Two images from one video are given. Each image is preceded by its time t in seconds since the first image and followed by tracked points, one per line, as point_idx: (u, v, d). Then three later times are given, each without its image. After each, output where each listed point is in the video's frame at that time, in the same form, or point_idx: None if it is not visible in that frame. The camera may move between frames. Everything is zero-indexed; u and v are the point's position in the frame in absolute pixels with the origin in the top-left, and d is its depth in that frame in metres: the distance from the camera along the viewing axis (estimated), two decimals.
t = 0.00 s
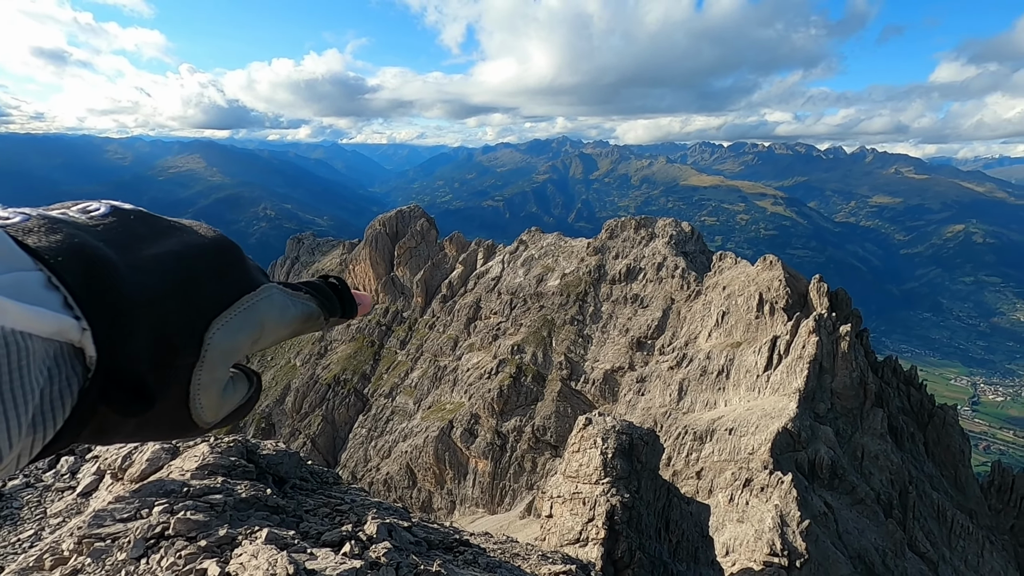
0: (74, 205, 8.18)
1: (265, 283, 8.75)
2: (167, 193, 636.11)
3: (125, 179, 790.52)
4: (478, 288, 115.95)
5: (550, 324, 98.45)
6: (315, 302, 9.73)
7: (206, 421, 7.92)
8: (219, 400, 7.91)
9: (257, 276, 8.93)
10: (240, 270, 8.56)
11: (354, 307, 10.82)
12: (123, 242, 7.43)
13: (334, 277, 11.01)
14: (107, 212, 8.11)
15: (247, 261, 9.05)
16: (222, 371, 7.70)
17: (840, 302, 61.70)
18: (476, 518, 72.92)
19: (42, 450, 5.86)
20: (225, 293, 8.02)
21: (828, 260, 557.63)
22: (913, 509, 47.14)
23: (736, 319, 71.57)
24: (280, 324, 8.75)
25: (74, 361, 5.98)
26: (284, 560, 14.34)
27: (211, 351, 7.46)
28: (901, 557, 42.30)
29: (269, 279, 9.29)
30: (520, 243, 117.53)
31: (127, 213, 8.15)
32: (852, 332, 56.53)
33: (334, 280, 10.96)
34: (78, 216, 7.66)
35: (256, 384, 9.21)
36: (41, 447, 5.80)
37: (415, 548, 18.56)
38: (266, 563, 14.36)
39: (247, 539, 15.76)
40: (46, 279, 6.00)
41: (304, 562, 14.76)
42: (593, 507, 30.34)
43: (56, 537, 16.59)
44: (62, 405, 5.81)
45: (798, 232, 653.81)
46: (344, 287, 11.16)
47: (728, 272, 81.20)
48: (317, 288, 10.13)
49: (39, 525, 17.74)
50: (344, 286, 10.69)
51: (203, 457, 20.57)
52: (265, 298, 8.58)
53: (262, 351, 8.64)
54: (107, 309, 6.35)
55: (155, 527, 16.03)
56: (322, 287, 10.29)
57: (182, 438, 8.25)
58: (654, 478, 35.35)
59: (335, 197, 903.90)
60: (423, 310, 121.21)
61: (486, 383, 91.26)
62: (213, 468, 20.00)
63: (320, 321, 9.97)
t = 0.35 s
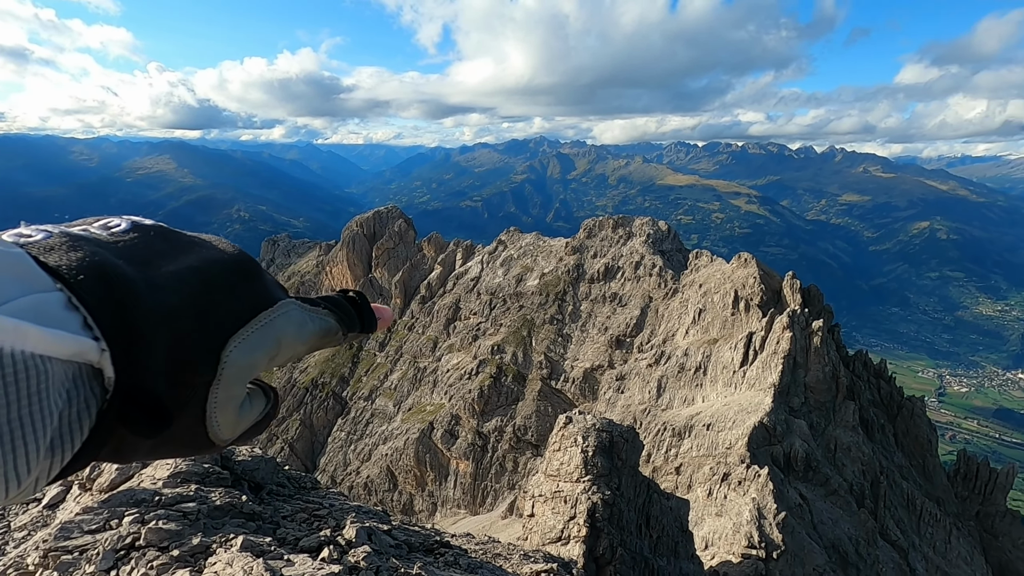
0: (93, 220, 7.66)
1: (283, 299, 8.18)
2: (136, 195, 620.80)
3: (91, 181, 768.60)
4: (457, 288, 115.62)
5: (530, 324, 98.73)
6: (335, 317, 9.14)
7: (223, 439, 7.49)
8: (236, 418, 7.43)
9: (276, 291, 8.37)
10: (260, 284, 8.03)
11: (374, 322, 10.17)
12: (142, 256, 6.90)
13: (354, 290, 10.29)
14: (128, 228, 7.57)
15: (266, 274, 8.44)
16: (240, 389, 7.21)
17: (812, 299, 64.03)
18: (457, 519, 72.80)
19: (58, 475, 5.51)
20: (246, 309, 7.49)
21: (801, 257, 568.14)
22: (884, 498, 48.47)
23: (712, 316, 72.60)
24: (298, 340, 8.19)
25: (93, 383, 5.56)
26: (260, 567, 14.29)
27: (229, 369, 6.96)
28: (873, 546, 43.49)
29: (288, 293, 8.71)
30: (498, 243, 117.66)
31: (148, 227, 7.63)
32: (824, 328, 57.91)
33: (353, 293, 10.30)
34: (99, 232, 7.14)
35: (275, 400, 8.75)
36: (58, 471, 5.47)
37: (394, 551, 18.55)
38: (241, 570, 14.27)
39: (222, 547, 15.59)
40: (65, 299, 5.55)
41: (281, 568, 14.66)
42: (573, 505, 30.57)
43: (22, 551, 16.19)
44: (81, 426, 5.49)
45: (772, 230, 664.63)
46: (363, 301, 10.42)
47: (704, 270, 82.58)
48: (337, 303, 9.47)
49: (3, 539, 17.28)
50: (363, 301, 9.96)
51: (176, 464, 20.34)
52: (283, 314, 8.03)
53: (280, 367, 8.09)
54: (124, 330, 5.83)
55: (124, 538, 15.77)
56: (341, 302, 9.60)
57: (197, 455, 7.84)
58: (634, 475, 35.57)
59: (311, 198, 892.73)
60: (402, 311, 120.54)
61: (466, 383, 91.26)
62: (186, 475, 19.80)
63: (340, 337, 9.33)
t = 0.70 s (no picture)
0: (107, 219, 7.68)
1: (301, 299, 8.31)
2: (105, 194, 605.47)
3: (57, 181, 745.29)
4: (438, 288, 115.23)
5: (510, 322, 98.80)
6: (351, 316, 9.32)
7: (239, 441, 7.60)
8: (252, 419, 7.53)
9: (293, 290, 8.51)
10: (275, 283, 8.09)
11: (392, 319, 10.50)
12: (157, 257, 6.95)
13: (373, 290, 10.61)
14: (143, 228, 7.60)
15: (282, 274, 8.57)
16: (255, 391, 7.28)
17: (788, 294, 65.49)
18: (440, 519, 72.49)
19: (73, 478, 5.52)
20: (262, 310, 7.57)
21: (776, 253, 577.39)
22: (857, 488, 49.64)
23: (690, 313, 73.49)
24: (314, 340, 8.35)
25: (107, 385, 5.59)
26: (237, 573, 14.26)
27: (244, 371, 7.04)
28: (848, 534, 44.53)
29: (304, 293, 8.85)
30: (478, 242, 117.56)
31: (164, 227, 7.66)
32: (799, 323, 59.18)
33: (372, 292, 10.63)
34: (116, 233, 7.17)
35: (291, 401, 8.86)
36: (74, 473, 5.47)
37: (376, 553, 18.56)
38: None
39: (197, 554, 15.49)
40: (80, 300, 5.56)
41: (259, 573, 14.63)
42: (556, 502, 30.72)
43: None
44: (94, 429, 5.50)
45: (748, 227, 673.77)
46: (384, 299, 10.77)
47: (682, 267, 83.75)
48: (353, 301, 9.71)
49: None
50: (381, 301, 10.28)
51: (149, 471, 20.17)
52: (299, 313, 8.14)
53: (296, 367, 8.21)
54: (142, 333, 5.91)
55: (96, 547, 15.53)
56: (358, 301, 9.87)
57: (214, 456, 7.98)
58: (615, 471, 35.91)
59: (288, 198, 879.94)
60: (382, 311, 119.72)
61: (447, 383, 91.17)
62: (159, 482, 19.69)
63: (357, 336, 9.57)
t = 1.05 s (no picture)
0: (128, 224, 7.90)
1: (316, 303, 8.41)
2: (70, 197, 588.98)
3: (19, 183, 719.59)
4: (416, 291, 114.66)
5: (489, 325, 98.72)
6: (367, 320, 9.42)
7: (257, 444, 7.66)
8: (269, 422, 7.57)
9: (308, 294, 8.61)
10: (292, 288, 8.22)
11: (407, 324, 10.59)
12: (176, 261, 7.11)
13: (387, 294, 10.69)
14: (161, 231, 7.77)
15: (297, 277, 8.68)
16: (273, 393, 7.35)
17: (761, 294, 67.08)
18: (420, 524, 71.86)
19: (98, 480, 5.73)
20: (278, 312, 7.67)
21: (750, 254, 587.25)
22: (829, 484, 50.74)
23: (667, 314, 74.37)
24: (330, 344, 8.45)
25: (130, 389, 5.81)
26: None
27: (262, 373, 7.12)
28: (821, 529, 45.50)
29: (319, 297, 8.96)
30: (457, 244, 117.36)
31: (182, 231, 7.84)
32: (773, 323, 60.42)
33: (387, 295, 10.78)
34: (135, 236, 7.36)
35: (307, 405, 8.89)
36: (99, 475, 5.70)
37: (354, 560, 18.41)
38: None
39: (169, 567, 15.29)
40: (103, 305, 5.80)
41: None
42: (536, 505, 30.87)
43: None
44: (117, 434, 5.71)
45: (723, 229, 682.88)
46: (399, 303, 10.92)
47: (659, 269, 84.94)
48: (369, 305, 9.83)
49: None
50: (398, 305, 10.38)
51: (117, 483, 19.89)
52: (315, 317, 8.25)
53: (311, 371, 8.28)
54: (163, 337, 6.12)
55: (63, 561, 15.13)
56: (375, 304, 9.98)
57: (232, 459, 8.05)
58: (595, 471, 35.89)
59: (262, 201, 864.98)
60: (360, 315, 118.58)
61: (426, 387, 90.46)
62: (128, 494, 19.42)
63: (373, 340, 9.69)
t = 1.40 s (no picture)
0: (142, 221, 7.89)
1: (329, 300, 8.34)
2: (29, 197, 568.38)
3: None
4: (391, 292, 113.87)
5: (466, 326, 98.45)
6: (380, 319, 9.39)
7: (270, 442, 7.60)
8: (283, 420, 7.51)
9: (321, 291, 8.57)
10: (306, 285, 8.16)
11: (419, 324, 10.49)
12: (190, 259, 7.12)
13: (399, 293, 10.64)
14: (175, 228, 7.80)
15: (311, 275, 8.63)
16: (285, 391, 7.28)
17: (733, 292, 68.61)
18: (398, 527, 71.26)
19: (112, 476, 5.77)
20: (292, 308, 7.62)
21: (722, 253, 597.48)
22: (800, 477, 51.99)
23: (642, 312, 75.31)
24: (344, 342, 8.36)
25: (144, 386, 5.83)
26: None
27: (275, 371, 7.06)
28: (792, 521, 46.59)
29: (333, 295, 8.91)
30: (432, 245, 117.09)
31: (195, 228, 7.86)
32: (745, 320, 61.73)
33: (400, 295, 10.71)
34: (149, 234, 7.41)
35: (319, 404, 8.78)
36: (112, 472, 5.72)
37: (329, 565, 18.26)
38: None
39: None
40: (118, 301, 5.82)
41: None
42: (514, 504, 31.00)
43: None
44: (132, 430, 5.74)
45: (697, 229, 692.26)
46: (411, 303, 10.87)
47: (634, 268, 86.05)
48: (383, 305, 9.78)
49: None
50: (411, 306, 10.31)
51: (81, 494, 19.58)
52: (329, 315, 8.18)
53: (325, 369, 8.22)
54: (177, 334, 6.11)
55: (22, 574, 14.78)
56: (388, 304, 9.93)
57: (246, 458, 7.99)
58: (573, 470, 36.00)
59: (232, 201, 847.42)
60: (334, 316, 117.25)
61: (403, 389, 89.38)
62: (92, 505, 19.12)
63: (386, 338, 9.63)
